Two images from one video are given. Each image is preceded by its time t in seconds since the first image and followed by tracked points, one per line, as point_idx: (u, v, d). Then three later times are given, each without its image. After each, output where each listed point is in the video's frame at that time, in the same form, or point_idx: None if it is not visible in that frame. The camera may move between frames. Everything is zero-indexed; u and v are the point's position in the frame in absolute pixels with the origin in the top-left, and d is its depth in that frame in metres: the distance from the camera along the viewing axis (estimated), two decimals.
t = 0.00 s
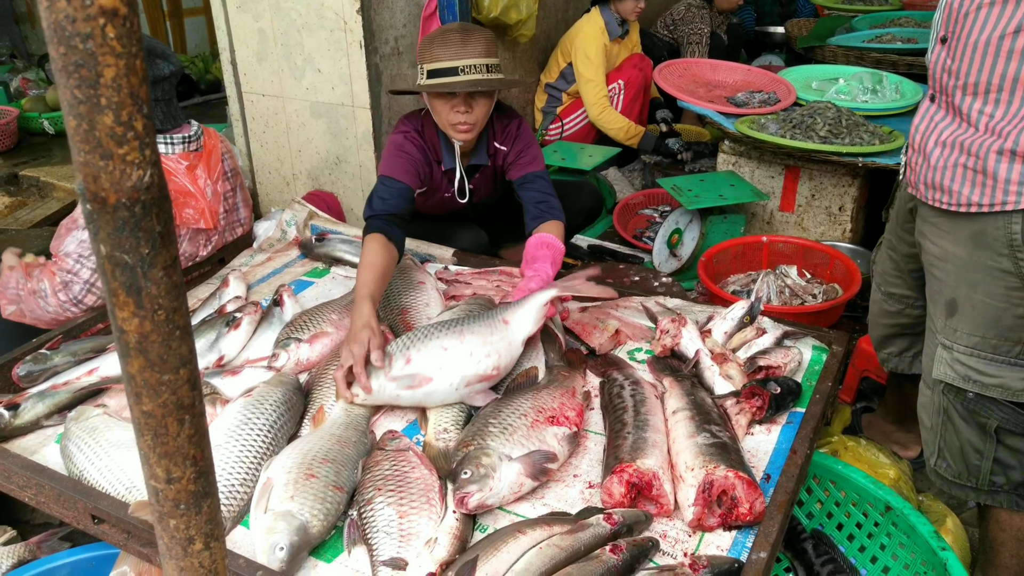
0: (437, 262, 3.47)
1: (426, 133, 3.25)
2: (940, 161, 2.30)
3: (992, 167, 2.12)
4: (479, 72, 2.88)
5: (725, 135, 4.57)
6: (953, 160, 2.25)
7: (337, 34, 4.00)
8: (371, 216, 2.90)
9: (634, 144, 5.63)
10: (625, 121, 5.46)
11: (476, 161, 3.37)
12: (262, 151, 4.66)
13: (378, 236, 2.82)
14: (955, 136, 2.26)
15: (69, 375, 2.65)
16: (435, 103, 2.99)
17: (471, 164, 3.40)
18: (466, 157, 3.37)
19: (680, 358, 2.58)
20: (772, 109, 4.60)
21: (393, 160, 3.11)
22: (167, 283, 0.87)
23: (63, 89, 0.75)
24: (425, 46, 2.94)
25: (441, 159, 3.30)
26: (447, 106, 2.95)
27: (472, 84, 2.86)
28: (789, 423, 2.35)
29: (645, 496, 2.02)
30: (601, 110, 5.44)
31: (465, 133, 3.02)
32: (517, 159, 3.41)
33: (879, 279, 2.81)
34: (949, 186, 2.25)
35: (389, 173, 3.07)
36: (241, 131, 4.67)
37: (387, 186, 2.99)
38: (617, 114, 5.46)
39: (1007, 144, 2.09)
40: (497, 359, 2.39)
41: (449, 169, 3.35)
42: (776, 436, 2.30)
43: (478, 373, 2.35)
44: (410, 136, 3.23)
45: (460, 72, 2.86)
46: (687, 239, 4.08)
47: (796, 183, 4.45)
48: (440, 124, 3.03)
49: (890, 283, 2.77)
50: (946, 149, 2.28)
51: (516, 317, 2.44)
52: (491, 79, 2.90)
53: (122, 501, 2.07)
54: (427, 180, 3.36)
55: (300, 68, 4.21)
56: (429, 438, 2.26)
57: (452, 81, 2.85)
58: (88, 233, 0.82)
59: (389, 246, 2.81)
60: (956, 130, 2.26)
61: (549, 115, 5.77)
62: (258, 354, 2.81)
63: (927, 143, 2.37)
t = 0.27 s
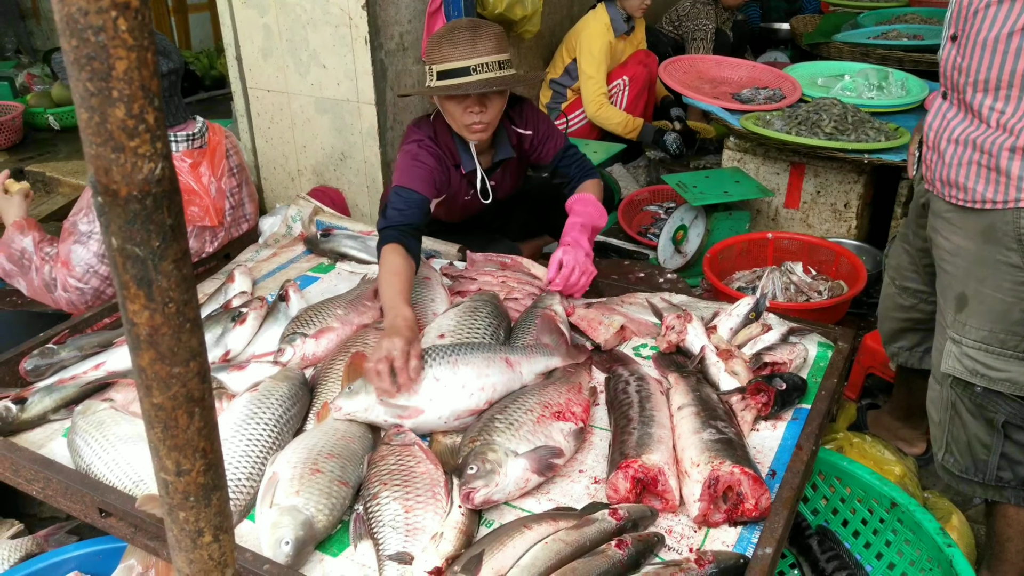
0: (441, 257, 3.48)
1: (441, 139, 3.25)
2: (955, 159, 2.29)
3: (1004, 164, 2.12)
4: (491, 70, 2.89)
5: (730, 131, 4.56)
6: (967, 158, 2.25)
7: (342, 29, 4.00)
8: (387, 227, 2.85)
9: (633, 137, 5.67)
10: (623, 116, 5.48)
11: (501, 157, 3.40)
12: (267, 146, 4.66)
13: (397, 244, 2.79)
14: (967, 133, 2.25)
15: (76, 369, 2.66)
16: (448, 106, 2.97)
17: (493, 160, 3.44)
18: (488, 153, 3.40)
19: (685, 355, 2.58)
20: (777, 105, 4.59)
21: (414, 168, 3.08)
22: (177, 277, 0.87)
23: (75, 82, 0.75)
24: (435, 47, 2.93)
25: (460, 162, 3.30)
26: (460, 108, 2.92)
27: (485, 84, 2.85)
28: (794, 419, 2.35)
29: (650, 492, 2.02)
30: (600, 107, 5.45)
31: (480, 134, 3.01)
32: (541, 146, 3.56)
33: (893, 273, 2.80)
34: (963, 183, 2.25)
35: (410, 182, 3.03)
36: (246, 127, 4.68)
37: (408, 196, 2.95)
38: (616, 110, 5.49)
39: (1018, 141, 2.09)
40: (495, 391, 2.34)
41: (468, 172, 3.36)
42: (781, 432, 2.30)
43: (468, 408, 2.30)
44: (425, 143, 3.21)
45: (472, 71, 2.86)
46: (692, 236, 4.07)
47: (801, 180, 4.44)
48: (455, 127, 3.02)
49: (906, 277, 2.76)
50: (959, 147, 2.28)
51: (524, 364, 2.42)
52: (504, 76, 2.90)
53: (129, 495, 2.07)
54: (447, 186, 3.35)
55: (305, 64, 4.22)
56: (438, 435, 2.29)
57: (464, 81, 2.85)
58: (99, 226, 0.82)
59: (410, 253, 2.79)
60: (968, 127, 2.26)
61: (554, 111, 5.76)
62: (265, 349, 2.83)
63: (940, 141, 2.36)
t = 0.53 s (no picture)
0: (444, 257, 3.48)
1: (445, 152, 3.15)
2: (958, 158, 2.29)
3: (1008, 164, 2.11)
4: (489, 81, 2.83)
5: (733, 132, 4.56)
6: (971, 156, 2.24)
7: (345, 29, 4.00)
8: (428, 250, 2.66)
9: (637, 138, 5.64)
10: (627, 117, 5.46)
11: (507, 156, 3.35)
12: (270, 146, 4.66)
13: (443, 271, 2.59)
14: (971, 132, 2.25)
15: (79, 368, 2.66)
16: (449, 124, 2.96)
17: (500, 159, 3.38)
18: (494, 154, 3.34)
19: (688, 355, 2.58)
20: (780, 106, 4.59)
21: (434, 187, 2.95)
22: (184, 275, 0.87)
23: (84, 79, 0.75)
24: (427, 62, 2.84)
25: (473, 171, 3.23)
26: (463, 123, 2.92)
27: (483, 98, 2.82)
28: (796, 420, 2.35)
29: (653, 492, 2.03)
30: (602, 109, 5.43)
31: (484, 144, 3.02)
32: (535, 138, 3.49)
33: (900, 270, 2.80)
34: (968, 182, 2.25)
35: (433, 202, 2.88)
36: (249, 127, 4.68)
37: (440, 218, 2.77)
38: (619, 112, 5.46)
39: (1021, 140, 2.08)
40: (502, 399, 2.25)
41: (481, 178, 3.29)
42: (784, 433, 2.30)
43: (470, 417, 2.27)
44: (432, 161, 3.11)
45: (470, 85, 2.80)
46: (694, 236, 4.07)
47: (804, 181, 4.44)
48: (458, 141, 3.02)
49: (913, 275, 2.76)
50: (964, 146, 2.27)
51: (528, 370, 2.39)
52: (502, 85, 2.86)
53: (132, 493, 2.08)
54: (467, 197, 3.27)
55: (308, 63, 4.22)
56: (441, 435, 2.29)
57: (462, 99, 2.80)
58: (107, 223, 0.82)
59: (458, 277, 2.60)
60: (972, 127, 2.25)
61: (556, 111, 5.76)
62: (267, 348, 2.83)
63: (944, 140, 2.36)
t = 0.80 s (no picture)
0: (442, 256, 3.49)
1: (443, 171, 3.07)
2: (952, 153, 2.30)
3: (997, 159, 2.13)
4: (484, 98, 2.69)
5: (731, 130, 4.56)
6: (964, 151, 2.25)
7: (343, 27, 4.00)
8: (440, 269, 2.51)
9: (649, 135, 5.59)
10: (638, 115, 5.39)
11: (506, 161, 3.33)
12: (268, 144, 4.66)
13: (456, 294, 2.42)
14: (963, 127, 2.26)
15: (77, 367, 2.66)
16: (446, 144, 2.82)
17: (499, 167, 3.35)
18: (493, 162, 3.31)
19: (686, 353, 2.59)
20: (778, 105, 4.60)
21: (439, 206, 2.85)
22: (184, 272, 0.87)
23: (84, 76, 0.75)
24: (417, 84, 2.66)
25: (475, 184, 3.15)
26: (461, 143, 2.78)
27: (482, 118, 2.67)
28: (794, 417, 2.35)
29: (651, 489, 2.03)
30: (614, 106, 5.36)
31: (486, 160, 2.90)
32: (529, 139, 3.48)
33: (902, 261, 2.79)
34: (961, 177, 2.27)
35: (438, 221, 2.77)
36: (247, 125, 4.67)
37: (447, 235, 2.64)
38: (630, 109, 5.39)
39: (1008, 136, 2.09)
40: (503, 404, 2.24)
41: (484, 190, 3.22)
42: (782, 431, 2.30)
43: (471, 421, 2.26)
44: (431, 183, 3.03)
45: (466, 105, 2.65)
46: (692, 235, 4.08)
47: (801, 180, 4.45)
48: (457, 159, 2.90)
49: (910, 273, 2.76)
50: (956, 141, 2.28)
51: (528, 376, 2.39)
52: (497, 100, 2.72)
53: (130, 492, 2.08)
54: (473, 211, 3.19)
55: (306, 62, 4.22)
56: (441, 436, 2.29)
57: (459, 120, 2.65)
58: (107, 220, 0.82)
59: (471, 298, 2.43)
60: (966, 122, 2.26)
61: (555, 109, 5.76)
62: (265, 347, 2.83)
63: (941, 135, 2.37)
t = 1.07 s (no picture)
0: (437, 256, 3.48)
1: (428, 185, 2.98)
2: (940, 147, 2.31)
3: (981, 154, 2.14)
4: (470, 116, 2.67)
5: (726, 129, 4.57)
6: (951, 145, 2.26)
7: (338, 26, 3.99)
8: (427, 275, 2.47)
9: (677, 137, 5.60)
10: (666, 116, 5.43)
11: (494, 170, 3.27)
12: (263, 144, 4.65)
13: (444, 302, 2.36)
14: (951, 122, 2.27)
15: (71, 366, 2.65)
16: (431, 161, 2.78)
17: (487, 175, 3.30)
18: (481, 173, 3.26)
19: (681, 351, 2.59)
20: (773, 103, 4.60)
21: (426, 215, 2.79)
22: (180, 270, 0.87)
23: (80, 73, 0.75)
24: (401, 104, 2.62)
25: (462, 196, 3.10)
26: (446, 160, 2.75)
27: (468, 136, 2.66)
28: (789, 415, 2.36)
29: (647, 487, 2.03)
30: (644, 106, 5.40)
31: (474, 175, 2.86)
32: (517, 144, 3.43)
33: (903, 255, 2.78)
34: (947, 170, 2.28)
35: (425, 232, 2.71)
36: (242, 124, 4.66)
37: (436, 243, 2.59)
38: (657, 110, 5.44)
39: (991, 131, 2.11)
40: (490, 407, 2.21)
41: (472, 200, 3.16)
42: (777, 428, 2.31)
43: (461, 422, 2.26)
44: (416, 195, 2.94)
45: (453, 123, 2.63)
46: (687, 233, 4.11)
47: (796, 178, 4.46)
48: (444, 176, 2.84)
49: (905, 270, 2.77)
50: (945, 135, 2.30)
51: (522, 377, 2.38)
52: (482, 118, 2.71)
53: (125, 492, 2.07)
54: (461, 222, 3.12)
55: (301, 60, 4.21)
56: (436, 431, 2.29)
57: (447, 139, 2.63)
58: (102, 219, 0.82)
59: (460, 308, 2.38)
60: (954, 116, 2.27)
61: (551, 108, 5.77)
62: (261, 346, 2.82)
63: (931, 129, 2.38)
